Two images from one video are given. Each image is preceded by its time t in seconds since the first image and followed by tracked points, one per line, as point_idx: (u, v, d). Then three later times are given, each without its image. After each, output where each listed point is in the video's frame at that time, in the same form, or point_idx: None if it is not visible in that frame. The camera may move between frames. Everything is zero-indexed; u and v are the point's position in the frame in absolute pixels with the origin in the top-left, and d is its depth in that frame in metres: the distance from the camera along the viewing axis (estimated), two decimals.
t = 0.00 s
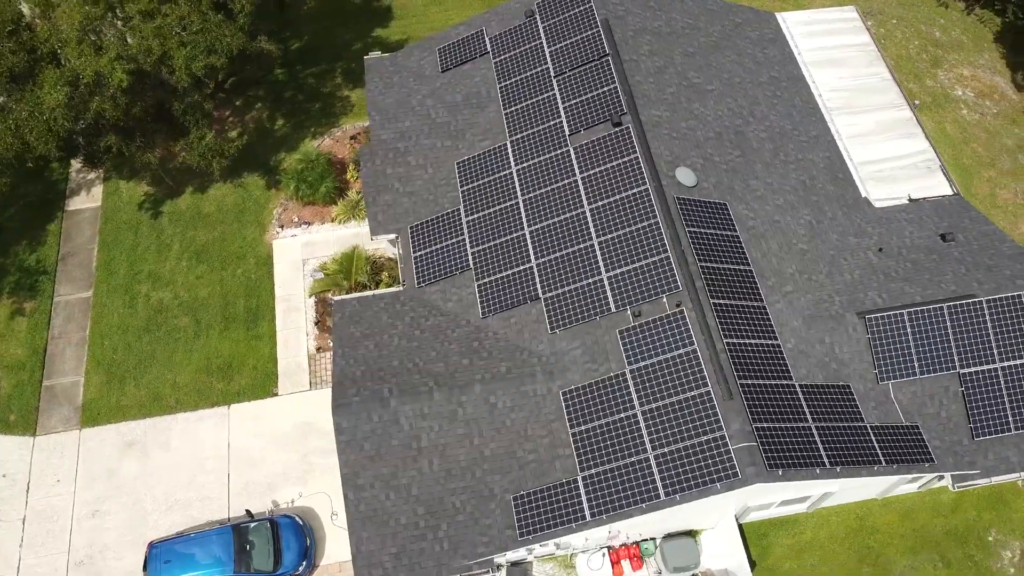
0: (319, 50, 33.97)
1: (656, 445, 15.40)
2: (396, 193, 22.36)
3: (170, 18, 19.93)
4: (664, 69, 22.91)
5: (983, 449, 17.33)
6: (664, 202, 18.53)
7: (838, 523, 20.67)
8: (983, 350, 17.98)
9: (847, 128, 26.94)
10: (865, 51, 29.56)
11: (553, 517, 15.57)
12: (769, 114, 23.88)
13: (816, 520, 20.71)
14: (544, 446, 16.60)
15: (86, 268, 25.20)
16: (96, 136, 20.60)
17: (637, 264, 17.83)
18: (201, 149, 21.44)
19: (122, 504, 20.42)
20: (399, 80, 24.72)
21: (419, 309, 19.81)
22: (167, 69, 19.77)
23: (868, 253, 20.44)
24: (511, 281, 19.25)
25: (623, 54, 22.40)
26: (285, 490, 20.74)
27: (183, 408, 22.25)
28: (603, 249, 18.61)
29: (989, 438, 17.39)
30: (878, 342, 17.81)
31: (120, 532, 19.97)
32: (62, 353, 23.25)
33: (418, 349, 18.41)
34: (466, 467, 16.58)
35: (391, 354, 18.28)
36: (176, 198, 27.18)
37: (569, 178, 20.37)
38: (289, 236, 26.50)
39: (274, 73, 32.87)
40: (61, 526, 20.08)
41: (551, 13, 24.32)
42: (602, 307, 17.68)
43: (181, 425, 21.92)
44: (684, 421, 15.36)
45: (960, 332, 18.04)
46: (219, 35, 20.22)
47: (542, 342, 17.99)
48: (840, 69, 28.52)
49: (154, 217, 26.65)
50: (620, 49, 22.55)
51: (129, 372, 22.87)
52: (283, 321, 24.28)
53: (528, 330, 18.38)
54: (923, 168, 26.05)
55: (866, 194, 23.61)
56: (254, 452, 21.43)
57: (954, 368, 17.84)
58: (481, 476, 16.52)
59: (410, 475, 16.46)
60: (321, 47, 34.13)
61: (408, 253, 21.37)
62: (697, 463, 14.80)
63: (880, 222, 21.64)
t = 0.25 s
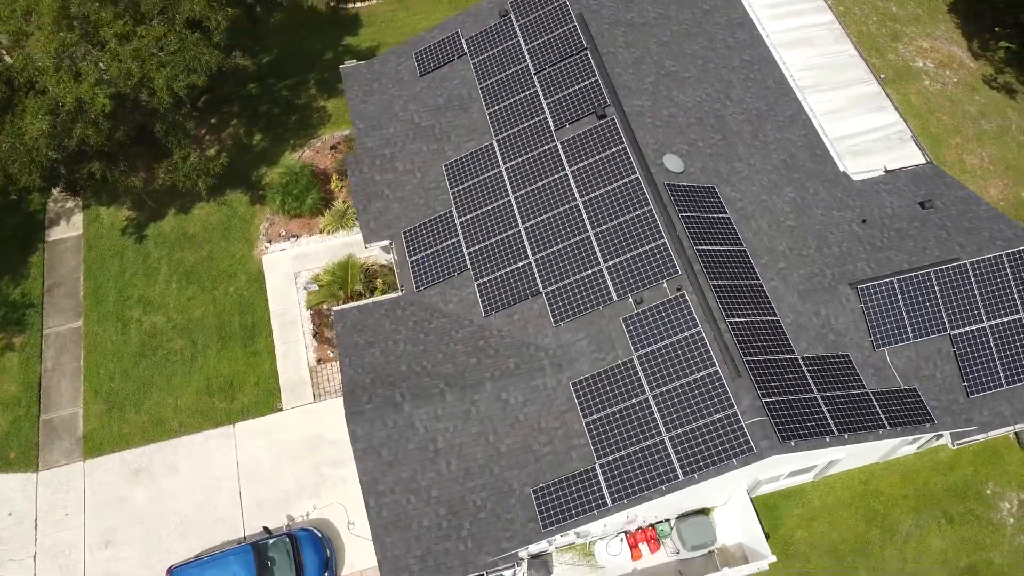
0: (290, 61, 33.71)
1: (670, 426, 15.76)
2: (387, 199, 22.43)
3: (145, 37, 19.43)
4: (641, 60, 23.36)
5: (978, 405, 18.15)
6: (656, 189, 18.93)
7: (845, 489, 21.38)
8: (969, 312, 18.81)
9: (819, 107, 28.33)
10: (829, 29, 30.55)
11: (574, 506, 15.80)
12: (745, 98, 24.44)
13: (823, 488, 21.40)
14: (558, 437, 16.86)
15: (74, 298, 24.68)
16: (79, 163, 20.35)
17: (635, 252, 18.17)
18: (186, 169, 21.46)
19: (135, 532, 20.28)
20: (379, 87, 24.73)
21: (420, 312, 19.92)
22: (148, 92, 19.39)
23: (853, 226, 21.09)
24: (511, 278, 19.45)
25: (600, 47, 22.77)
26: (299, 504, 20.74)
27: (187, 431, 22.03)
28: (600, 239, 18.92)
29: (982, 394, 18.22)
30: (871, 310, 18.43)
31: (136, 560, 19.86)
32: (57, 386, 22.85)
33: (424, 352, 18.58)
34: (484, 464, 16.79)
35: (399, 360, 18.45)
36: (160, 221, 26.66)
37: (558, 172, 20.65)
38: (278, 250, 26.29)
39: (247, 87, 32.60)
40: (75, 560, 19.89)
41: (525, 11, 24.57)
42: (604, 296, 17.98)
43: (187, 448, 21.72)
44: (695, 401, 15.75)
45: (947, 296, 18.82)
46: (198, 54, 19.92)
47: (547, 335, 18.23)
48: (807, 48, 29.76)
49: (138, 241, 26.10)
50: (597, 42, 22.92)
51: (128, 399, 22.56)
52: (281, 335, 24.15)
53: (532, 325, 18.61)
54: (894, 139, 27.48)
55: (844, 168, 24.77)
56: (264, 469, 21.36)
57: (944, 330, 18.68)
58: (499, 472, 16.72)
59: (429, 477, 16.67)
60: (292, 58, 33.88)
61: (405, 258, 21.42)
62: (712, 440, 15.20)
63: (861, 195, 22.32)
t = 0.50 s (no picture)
0: (264, 74, 33.40)
1: (680, 410, 16.11)
2: (379, 206, 22.49)
3: (123, 57, 19.03)
4: (620, 54, 23.76)
5: (969, 368, 18.99)
6: (647, 179, 19.30)
7: (846, 460, 22.15)
8: (955, 279, 19.69)
9: (794, 90, 29.39)
10: (797, 11, 31.67)
11: (591, 495, 16.04)
12: (722, 85, 25.04)
13: (824, 460, 22.17)
14: (570, 429, 17.11)
15: (65, 325, 24.33)
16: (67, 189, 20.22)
17: (631, 242, 18.50)
18: (173, 188, 21.21)
19: (149, 556, 20.17)
20: (360, 94, 24.77)
21: (421, 315, 20.01)
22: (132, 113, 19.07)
23: (837, 202, 21.92)
24: (509, 275, 19.63)
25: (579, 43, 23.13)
26: (312, 516, 20.70)
27: (193, 452, 21.85)
28: (595, 231, 19.21)
29: (973, 358, 19.04)
30: (863, 284, 19.18)
31: None
32: (56, 415, 22.54)
33: (430, 355, 18.74)
34: (499, 461, 17.01)
35: (405, 364, 18.65)
36: (146, 242, 26.23)
37: (549, 168, 20.90)
38: (269, 263, 26.06)
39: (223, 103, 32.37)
40: None
41: (501, 11, 24.75)
42: (604, 287, 18.26)
43: (194, 468, 21.57)
44: (703, 384, 16.14)
45: (933, 265, 19.68)
46: (179, 71, 19.64)
47: (550, 329, 18.48)
48: (779, 33, 30.74)
49: (125, 265, 25.66)
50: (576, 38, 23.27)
51: (130, 423, 22.29)
52: (279, 348, 23.99)
53: (534, 320, 18.84)
54: (869, 116, 28.64)
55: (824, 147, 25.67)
56: (274, 483, 21.30)
57: (933, 298, 19.52)
58: (514, 468, 16.93)
59: (445, 477, 16.90)
60: (265, 71, 33.59)
61: (401, 264, 21.47)
62: (722, 420, 15.60)
63: (842, 172, 23.05)
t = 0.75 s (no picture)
0: (234, 90, 32.94)
1: (688, 391, 16.61)
2: (369, 214, 22.56)
3: (102, 82, 18.79)
4: (593, 49, 24.22)
5: (957, 328, 19.94)
6: (634, 169, 19.79)
7: (844, 428, 23.22)
8: (935, 246, 20.80)
9: (763, 72, 31.30)
10: None
11: (609, 481, 16.41)
12: (695, 72, 25.68)
13: (824, 429, 23.19)
14: (581, 418, 17.44)
15: (57, 358, 23.89)
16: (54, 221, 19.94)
17: (625, 231, 18.93)
18: (160, 212, 21.02)
19: None
20: (340, 105, 24.80)
21: (423, 320, 20.18)
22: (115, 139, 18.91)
23: (816, 178, 22.95)
24: (507, 273, 19.89)
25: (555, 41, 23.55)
26: (329, 528, 20.83)
27: (201, 475, 21.72)
28: (589, 223, 19.60)
29: (959, 317, 20.03)
30: (848, 254, 20.07)
31: None
32: (58, 450, 22.20)
33: (436, 358, 18.96)
34: (514, 456, 17.31)
35: (413, 368, 18.87)
36: (132, 268, 25.81)
37: (536, 165, 21.22)
38: (260, 280, 25.85)
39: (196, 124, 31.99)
40: None
41: (474, 13, 25.00)
42: (603, 277, 18.63)
43: (204, 492, 21.46)
44: (708, 363, 16.66)
45: (915, 232, 20.79)
46: (159, 94, 19.50)
47: (552, 322, 18.81)
48: (744, 20, 32.74)
49: (113, 293, 25.23)
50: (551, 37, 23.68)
51: (134, 452, 22.05)
52: (279, 364, 23.88)
53: (536, 315, 19.18)
54: (837, 93, 30.44)
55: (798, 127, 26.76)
56: (288, 499, 21.34)
57: (917, 263, 20.59)
58: (530, 462, 17.23)
59: (464, 477, 17.17)
60: (235, 87, 33.08)
61: (397, 270, 21.57)
62: (730, 397, 16.15)
63: (818, 148, 24.06)
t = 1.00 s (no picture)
0: (208, 107, 32.51)
1: (693, 373, 17.07)
2: (361, 222, 22.63)
3: (83, 107, 18.61)
4: (568, 46, 24.69)
5: (941, 294, 20.99)
6: (622, 161, 20.24)
7: (841, 397, 24.12)
8: (915, 216, 21.76)
9: (734, 59, 32.68)
10: None
11: (624, 466, 16.75)
12: (670, 61, 26.25)
13: (821, 401, 24.03)
14: (590, 408, 17.76)
15: (52, 389, 23.55)
16: (44, 250, 19.70)
17: (618, 222, 19.34)
18: (151, 234, 20.81)
19: None
20: (322, 116, 24.82)
21: (424, 323, 20.35)
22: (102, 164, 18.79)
23: (796, 158, 23.94)
24: (504, 271, 20.13)
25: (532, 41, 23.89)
26: (344, 537, 20.89)
27: (210, 495, 21.61)
28: (582, 216, 19.96)
29: (944, 284, 21.09)
30: (834, 231, 20.93)
31: None
32: (62, 481, 21.93)
33: (441, 359, 19.14)
34: (527, 450, 17.56)
35: (419, 372, 19.06)
36: (121, 293, 25.44)
37: (525, 162, 21.50)
38: (253, 296, 25.70)
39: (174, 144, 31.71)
40: None
41: (449, 16, 25.16)
42: (600, 268, 18.98)
43: (215, 511, 21.35)
44: (710, 345, 17.16)
45: (896, 205, 21.70)
46: (143, 116, 19.39)
47: (553, 316, 19.12)
48: (713, 10, 34.13)
49: (104, 319, 24.87)
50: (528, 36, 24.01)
51: (140, 477, 21.86)
52: (278, 378, 23.80)
53: (536, 310, 19.48)
54: (808, 74, 31.71)
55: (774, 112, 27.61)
56: (301, 511, 21.32)
57: (900, 235, 21.52)
58: (543, 454, 17.49)
59: (479, 474, 17.38)
60: (208, 104, 32.64)
61: (393, 276, 21.69)
62: (735, 375, 16.66)
63: (794, 130, 25.06)
